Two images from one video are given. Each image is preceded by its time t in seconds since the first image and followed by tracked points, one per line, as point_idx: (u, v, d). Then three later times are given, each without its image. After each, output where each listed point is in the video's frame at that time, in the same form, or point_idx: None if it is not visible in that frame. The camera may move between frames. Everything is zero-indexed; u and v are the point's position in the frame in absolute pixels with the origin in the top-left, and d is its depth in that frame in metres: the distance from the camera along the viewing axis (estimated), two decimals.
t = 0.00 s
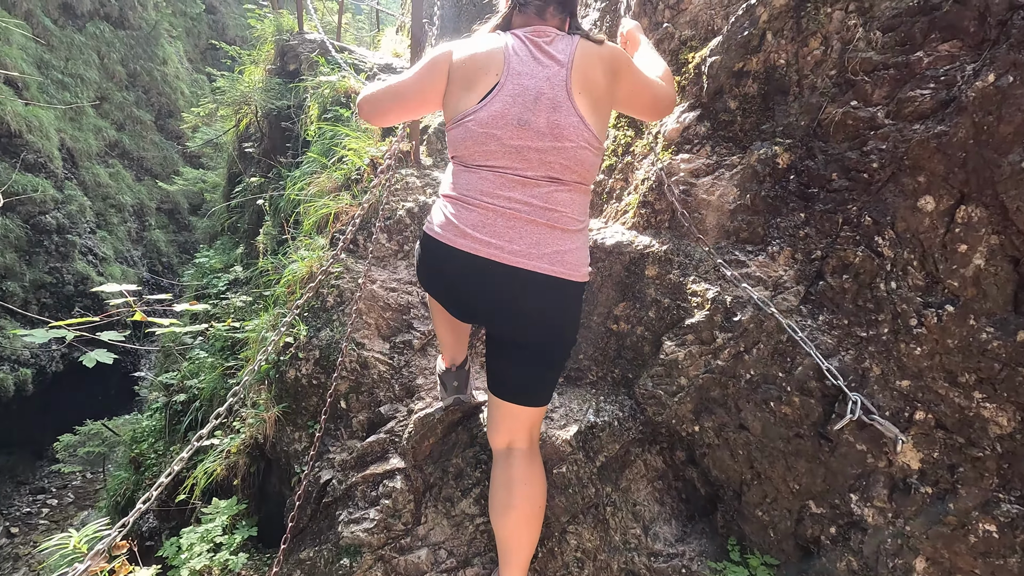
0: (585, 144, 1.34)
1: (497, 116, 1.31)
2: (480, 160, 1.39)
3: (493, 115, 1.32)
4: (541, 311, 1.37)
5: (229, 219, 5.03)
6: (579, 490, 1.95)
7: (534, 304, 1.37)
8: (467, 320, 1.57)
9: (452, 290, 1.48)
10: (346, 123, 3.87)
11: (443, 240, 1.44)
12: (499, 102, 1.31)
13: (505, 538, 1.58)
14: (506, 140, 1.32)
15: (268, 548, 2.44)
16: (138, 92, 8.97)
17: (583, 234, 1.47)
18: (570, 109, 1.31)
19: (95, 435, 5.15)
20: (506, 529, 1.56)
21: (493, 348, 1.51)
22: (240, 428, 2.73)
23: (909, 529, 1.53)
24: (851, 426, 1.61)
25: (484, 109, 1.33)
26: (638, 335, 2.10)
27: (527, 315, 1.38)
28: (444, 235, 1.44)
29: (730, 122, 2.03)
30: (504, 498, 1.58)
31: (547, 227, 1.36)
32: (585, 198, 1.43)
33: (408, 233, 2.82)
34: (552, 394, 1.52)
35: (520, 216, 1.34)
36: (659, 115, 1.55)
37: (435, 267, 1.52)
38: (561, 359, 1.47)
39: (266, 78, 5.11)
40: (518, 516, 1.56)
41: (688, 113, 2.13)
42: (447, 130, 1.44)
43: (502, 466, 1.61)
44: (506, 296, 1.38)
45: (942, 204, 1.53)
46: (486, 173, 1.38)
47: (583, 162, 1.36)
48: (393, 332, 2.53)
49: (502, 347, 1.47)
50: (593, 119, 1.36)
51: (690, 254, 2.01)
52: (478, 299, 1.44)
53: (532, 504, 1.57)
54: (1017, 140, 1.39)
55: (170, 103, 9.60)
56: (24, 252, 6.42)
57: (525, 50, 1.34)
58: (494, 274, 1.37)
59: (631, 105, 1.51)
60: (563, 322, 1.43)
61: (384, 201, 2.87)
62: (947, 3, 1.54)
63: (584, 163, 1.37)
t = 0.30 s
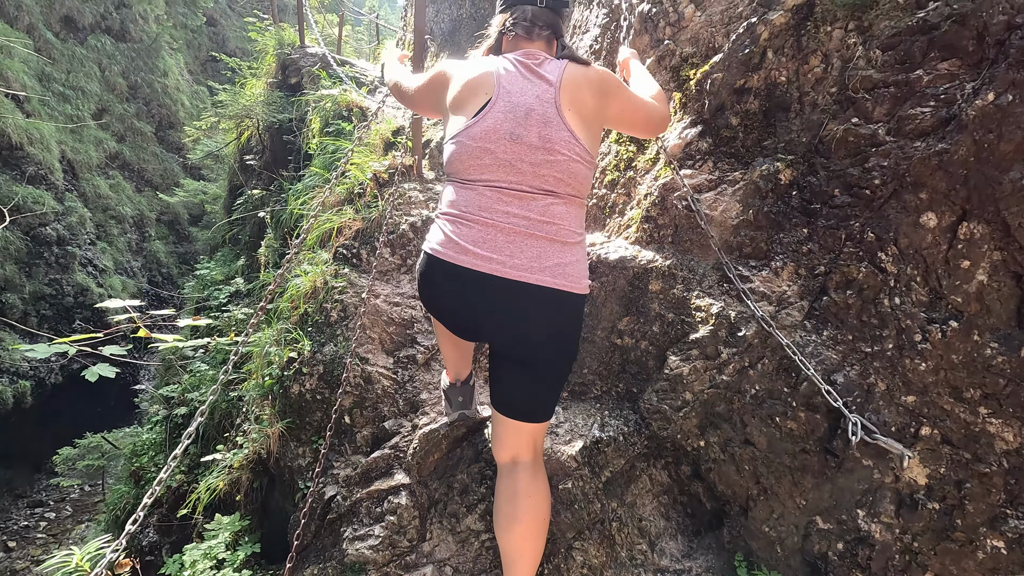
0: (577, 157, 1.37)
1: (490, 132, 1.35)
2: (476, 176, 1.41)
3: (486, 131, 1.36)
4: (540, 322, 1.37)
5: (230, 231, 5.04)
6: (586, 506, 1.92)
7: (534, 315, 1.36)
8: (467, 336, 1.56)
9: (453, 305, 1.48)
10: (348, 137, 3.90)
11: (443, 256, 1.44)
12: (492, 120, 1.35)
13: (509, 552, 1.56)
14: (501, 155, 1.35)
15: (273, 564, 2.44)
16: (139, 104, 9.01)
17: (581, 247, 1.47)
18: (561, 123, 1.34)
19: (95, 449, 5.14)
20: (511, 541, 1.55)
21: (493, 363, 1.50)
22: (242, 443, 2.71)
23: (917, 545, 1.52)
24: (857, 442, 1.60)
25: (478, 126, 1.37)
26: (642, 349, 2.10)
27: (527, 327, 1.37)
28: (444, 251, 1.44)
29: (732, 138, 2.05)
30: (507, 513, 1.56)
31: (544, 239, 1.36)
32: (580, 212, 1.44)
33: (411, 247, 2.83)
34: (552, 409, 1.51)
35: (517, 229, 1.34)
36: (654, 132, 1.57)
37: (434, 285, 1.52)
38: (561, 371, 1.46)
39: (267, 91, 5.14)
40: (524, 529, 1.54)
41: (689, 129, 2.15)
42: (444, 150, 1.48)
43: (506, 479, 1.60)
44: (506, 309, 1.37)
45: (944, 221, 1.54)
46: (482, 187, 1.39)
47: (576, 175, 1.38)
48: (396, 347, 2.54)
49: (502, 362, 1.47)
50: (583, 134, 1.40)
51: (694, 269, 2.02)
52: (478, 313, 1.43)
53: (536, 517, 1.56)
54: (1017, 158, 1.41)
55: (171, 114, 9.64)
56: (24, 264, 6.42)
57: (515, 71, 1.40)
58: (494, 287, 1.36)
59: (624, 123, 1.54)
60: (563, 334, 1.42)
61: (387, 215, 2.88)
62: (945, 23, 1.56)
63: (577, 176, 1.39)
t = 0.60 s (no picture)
0: (561, 145, 1.45)
1: (478, 125, 1.42)
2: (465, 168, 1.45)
3: (474, 123, 1.42)
4: (536, 301, 1.38)
5: (229, 243, 5.04)
6: (586, 518, 1.93)
7: (530, 295, 1.37)
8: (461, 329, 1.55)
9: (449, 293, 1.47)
10: (347, 149, 3.92)
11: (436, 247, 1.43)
12: (478, 113, 1.43)
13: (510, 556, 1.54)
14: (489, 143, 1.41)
15: None
16: (138, 116, 9.04)
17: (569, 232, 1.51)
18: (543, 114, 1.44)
19: (92, 462, 5.12)
20: (509, 543, 1.53)
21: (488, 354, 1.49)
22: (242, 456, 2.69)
23: (919, 556, 1.51)
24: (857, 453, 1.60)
25: (465, 120, 1.44)
26: (642, 361, 2.10)
27: (523, 306, 1.38)
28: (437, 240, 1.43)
29: (728, 150, 2.07)
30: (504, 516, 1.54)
31: (536, 217, 1.39)
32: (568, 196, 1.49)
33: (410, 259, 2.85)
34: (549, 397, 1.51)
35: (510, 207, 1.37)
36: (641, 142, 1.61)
37: (427, 280, 1.51)
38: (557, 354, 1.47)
39: (266, 104, 5.18)
40: (521, 533, 1.52)
41: (686, 142, 2.16)
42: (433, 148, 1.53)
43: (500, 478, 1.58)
44: (502, 291, 1.37)
45: (940, 232, 1.55)
46: (473, 175, 1.42)
47: (561, 161, 1.46)
48: (396, 359, 2.54)
49: (498, 350, 1.46)
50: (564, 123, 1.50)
51: (692, 280, 2.03)
52: (474, 301, 1.43)
53: (532, 522, 1.53)
54: (1011, 170, 1.43)
55: (170, 126, 9.68)
56: (21, 276, 6.42)
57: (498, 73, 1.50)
58: (490, 269, 1.37)
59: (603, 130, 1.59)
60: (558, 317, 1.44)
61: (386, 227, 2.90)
62: (937, 38, 1.58)
63: (562, 162, 1.46)
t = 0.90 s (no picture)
0: (540, 53, 1.56)
1: (462, 36, 1.55)
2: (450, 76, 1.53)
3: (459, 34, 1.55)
4: (520, 179, 1.44)
5: (227, 253, 5.04)
6: (586, 526, 1.92)
7: (515, 174, 1.43)
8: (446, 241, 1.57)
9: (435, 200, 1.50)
10: (345, 159, 3.94)
11: (421, 147, 1.47)
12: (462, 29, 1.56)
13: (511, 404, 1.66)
14: (472, 49, 1.52)
15: None
16: (136, 127, 9.06)
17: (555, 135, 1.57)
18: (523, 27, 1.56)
19: (88, 474, 5.09)
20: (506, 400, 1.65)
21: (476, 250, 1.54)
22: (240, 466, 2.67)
23: (919, 562, 1.50)
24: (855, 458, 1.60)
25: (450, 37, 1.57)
26: (640, 368, 2.11)
27: (508, 188, 1.44)
28: (421, 136, 1.47)
29: (724, 158, 2.09)
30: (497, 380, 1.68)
31: (519, 106, 1.46)
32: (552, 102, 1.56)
33: (408, 268, 2.86)
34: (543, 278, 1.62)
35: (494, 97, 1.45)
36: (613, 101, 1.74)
37: (417, 188, 1.54)
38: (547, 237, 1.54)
39: (265, 114, 5.21)
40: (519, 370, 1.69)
41: (682, 150, 2.19)
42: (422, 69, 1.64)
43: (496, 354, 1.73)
44: (486, 172, 1.43)
45: (934, 238, 1.57)
46: (456, 77, 1.51)
47: (542, 67, 1.56)
48: (394, 368, 2.54)
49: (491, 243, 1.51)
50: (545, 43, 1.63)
51: (690, 287, 2.04)
52: (461, 194, 1.47)
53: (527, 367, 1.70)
54: (1002, 177, 1.45)
55: (168, 136, 9.68)
56: (18, 288, 6.41)
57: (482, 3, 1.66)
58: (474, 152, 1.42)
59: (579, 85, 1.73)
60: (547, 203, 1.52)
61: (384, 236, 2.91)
62: (927, 47, 1.61)
63: (543, 68, 1.56)
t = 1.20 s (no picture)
0: (530, 13, 1.67)
1: (454, 5, 1.66)
2: (447, 43, 1.64)
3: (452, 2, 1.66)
4: (518, 141, 1.57)
5: (224, 262, 5.04)
6: (583, 534, 1.90)
7: (512, 135, 1.56)
8: (448, 218, 1.66)
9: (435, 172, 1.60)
10: (341, 168, 3.96)
11: (423, 116, 1.58)
12: None
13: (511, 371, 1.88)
14: (465, 16, 1.64)
15: None
16: (132, 137, 9.06)
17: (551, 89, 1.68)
18: None
19: (82, 486, 5.05)
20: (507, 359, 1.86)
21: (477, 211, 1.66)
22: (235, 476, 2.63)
23: (915, 566, 1.50)
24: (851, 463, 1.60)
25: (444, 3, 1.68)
26: (636, 374, 2.11)
27: (506, 150, 1.57)
28: (422, 105, 1.59)
29: (717, 165, 2.12)
30: (503, 343, 1.87)
31: (514, 68, 1.59)
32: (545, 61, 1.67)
33: (405, 276, 2.88)
34: (540, 236, 1.75)
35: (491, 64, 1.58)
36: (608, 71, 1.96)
37: (424, 162, 1.64)
38: (547, 190, 1.68)
39: (261, 124, 5.24)
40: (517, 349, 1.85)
41: (675, 158, 2.22)
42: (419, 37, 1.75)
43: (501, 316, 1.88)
44: (486, 135, 1.55)
45: (924, 243, 1.59)
46: (453, 45, 1.63)
47: (533, 26, 1.67)
48: (391, 376, 2.53)
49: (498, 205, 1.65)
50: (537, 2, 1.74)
51: (684, 293, 2.06)
52: (463, 161, 1.58)
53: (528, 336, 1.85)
54: (990, 182, 1.47)
55: (164, 146, 9.56)
56: (12, 298, 6.39)
57: None
58: (473, 118, 1.54)
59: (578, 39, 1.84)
60: (546, 160, 1.64)
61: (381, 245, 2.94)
62: (915, 55, 1.63)
63: (534, 27, 1.67)
